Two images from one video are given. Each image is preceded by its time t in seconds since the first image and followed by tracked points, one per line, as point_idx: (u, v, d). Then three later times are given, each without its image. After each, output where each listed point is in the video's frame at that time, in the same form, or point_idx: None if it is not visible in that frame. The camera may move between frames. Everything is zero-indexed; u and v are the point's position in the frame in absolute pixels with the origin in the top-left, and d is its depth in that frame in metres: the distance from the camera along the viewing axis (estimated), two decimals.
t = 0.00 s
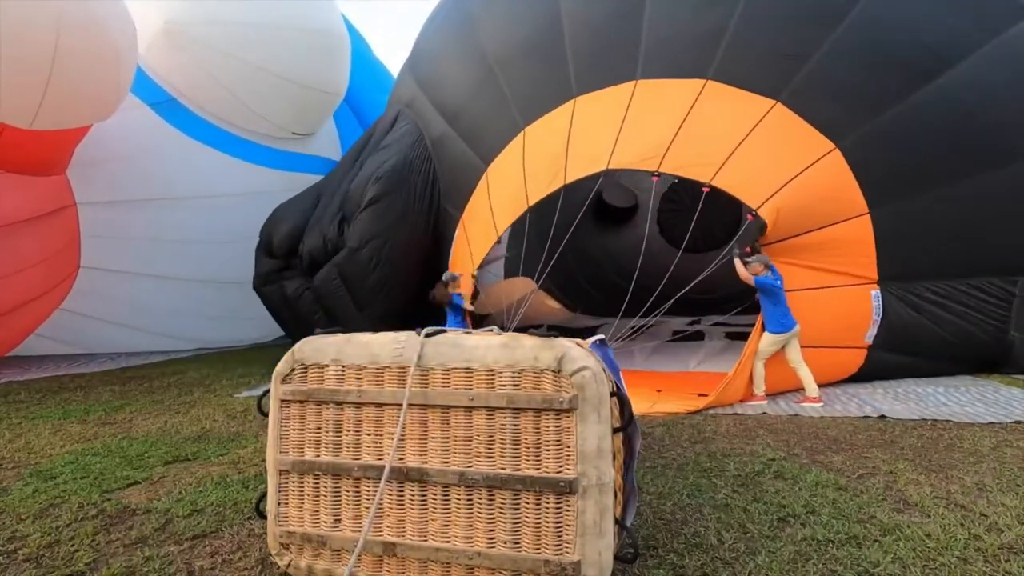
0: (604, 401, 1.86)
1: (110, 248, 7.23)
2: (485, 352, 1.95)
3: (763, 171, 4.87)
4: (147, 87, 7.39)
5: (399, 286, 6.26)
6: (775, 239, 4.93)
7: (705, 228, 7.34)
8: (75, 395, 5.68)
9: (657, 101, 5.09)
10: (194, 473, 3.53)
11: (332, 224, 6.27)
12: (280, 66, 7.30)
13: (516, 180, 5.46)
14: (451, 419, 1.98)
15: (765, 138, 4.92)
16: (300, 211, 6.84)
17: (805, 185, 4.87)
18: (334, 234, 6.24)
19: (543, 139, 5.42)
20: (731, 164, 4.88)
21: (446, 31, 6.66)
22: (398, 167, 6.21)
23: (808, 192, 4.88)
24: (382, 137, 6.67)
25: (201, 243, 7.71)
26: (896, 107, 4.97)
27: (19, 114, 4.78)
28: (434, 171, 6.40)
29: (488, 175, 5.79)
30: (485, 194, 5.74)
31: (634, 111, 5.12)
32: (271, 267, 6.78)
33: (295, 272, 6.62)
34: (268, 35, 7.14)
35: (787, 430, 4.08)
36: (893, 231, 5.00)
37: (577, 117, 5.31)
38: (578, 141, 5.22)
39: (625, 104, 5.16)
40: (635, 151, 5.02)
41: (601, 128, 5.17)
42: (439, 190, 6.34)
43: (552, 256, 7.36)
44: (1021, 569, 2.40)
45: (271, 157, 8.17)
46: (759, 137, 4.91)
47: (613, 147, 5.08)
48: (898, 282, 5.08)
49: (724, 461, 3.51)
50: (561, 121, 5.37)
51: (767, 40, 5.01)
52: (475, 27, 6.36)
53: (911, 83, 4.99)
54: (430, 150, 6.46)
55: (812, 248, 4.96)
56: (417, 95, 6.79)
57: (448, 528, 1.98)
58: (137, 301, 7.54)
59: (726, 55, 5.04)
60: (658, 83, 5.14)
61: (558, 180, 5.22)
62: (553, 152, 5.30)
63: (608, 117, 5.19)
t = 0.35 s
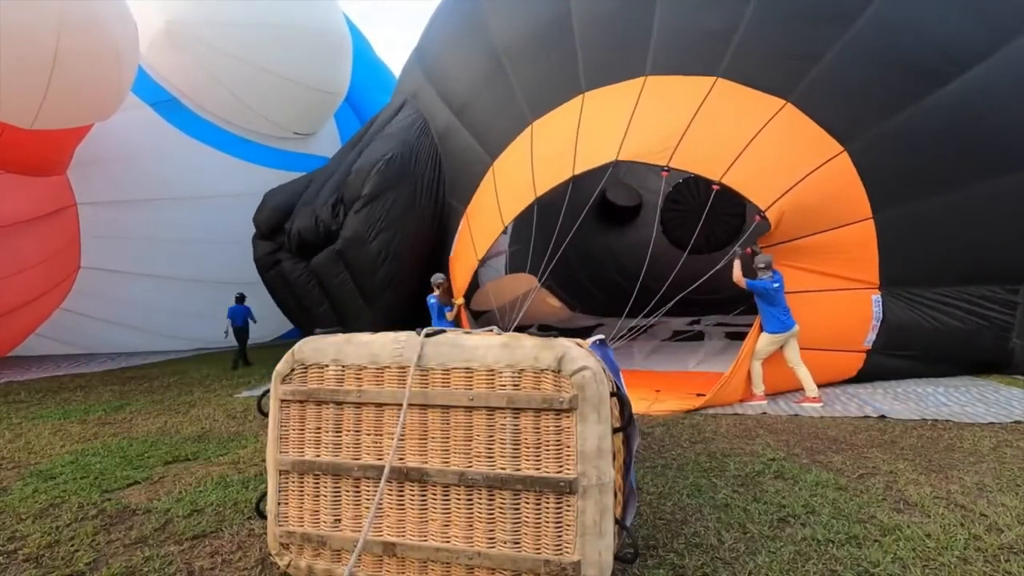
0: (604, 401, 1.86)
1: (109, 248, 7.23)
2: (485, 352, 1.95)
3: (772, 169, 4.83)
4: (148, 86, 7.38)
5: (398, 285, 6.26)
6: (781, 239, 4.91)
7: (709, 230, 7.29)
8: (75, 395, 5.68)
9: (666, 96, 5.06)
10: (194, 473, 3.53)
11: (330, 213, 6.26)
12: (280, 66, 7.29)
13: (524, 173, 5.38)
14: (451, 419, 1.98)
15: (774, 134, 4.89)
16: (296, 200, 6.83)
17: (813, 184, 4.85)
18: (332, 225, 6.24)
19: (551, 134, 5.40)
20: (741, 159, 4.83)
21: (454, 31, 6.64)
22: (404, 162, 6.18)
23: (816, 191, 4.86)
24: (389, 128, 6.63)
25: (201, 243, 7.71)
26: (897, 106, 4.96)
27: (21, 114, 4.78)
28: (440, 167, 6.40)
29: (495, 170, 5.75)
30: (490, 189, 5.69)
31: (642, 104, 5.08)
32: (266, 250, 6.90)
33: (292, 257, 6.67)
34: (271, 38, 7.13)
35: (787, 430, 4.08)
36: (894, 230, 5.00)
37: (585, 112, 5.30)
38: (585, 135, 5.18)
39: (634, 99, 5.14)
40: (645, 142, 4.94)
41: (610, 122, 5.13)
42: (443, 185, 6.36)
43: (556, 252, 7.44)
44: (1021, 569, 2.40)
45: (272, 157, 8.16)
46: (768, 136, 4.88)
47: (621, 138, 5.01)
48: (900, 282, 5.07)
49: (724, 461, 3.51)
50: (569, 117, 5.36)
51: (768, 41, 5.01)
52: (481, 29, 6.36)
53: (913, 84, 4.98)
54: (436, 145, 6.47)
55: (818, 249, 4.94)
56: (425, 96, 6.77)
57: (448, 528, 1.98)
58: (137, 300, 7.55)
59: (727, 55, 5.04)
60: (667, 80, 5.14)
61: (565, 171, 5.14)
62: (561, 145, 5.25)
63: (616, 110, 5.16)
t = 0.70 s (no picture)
0: (604, 401, 1.86)
1: (109, 248, 7.23)
2: (485, 352, 1.95)
3: (775, 172, 4.84)
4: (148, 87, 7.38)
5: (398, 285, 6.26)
6: (779, 242, 4.95)
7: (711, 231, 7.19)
8: (75, 395, 5.68)
9: (671, 97, 5.06)
10: (194, 473, 3.53)
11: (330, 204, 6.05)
12: (280, 66, 7.30)
13: (527, 175, 5.38)
14: (451, 418, 1.98)
15: (778, 135, 4.90)
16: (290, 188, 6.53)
17: (815, 186, 4.86)
18: (332, 217, 6.04)
19: (554, 134, 5.40)
20: (746, 160, 4.84)
21: (458, 31, 6.62)
22: (409, 161, 6.14)
23: (818, 194, 4.87)
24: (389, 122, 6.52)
25: (200, 243, 7.70)
26: (898, 107, 4.96)
27: (21, 115, 4.78)
28: (442, 165, 6.40)
29: (498, 170, 5.75)
30: (493, 189, 5.69)
31: (647, 105, 5.08)
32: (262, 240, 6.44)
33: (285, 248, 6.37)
34: (272, 38, 7.15)
35: (787, 430, 4.08)
36: (894, 231, 5.01)
37: (588, 112, 5.29)
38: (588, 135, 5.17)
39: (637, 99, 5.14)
40: (650, 142, 4.94)
41: (614, 121, 5.12)
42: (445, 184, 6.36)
43: (557, 252, 7.45)
44: (1021, 569, 2.40)
45: (272, 158, 8.15)
46: (772, 138, 4.88)
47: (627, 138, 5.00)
48: (899, 282, 5.07)
49: (724, 461, 3.51)
50: (573, 117, 5.36)
51: (768, 42, 5.02)
52: (483, 30, 6.37)
53: (913, 85, 4.99)
54: (438, 144, 6.44)
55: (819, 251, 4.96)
56: (428, 94, 6.74)
57: (448, 528, 1.98)
58: (137, 301, 7.55)
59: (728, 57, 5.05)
60: (671, 79, 5.14)
61: (570, 171, 5.12)
62: (565, 146, 5.25)
63: (621, 110, 5.16)
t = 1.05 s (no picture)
0: (604, 401, 1.86)
1: (109, 248, 7.23)
2: (485, 352, 1.95)
3: (780, 171, 4.84)
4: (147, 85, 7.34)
5: (398, 285, 6.27)
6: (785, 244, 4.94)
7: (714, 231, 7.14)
8: (75, 395, 5.68)
9: (677, 90, 5.06)
10: (194, 473, 3.53)
11: (328, 185, 6.00)
12: (280, 66, 7.39)
13: (530, 167, 5.39)
14: (451, 418, 1.98)
15: (783, 132, 4.89)
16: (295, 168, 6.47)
17: (818, 187, 4.87)
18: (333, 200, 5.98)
19: (558, 126, 5.40)
20: (750, 159, 4.84)
21: (464, 29, 6.61)
22: (413, 152, 6.07)
23: (821, 193, 4.88)
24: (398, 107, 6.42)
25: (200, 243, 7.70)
26: (898, 107, 4.96)
27: (21, 116, 4.78)
28: (447, 159, 6.34)
29: (502, 160, 5.76)
30: (497, 180, 5.69)
31: (652, 99, 5.07)
32: (261, 221, 6.50)
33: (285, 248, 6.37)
34: (272, 39, 7.25)
35: (787, 430, 4.08)
36: (894, 232, 5.01)
37: (594, 105, 5.29)
38: (592, 128, 5.17)
39: (643, 93, 5.13)
40: (654, 133, 4.94)
41: (619, 114, 5.12)
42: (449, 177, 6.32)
43: (556, 252, 7.46)
44: (1021, 569, 2.40)
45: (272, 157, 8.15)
46: (778, 135, 4.88)
47: (631, 130, 5.00)
48: (900, 283, 5.06)
49: (724, 461, 3.51)
50: (577, 110, 5.35)
51: (768, 42, 5.03)
52: (486, 31, 6.37)
53: (913, 85, 4.99)
54: (443, 136, 6.38)
55: (820, 251, 4.96)
56: (434, 91, 6.72)
57: (448, 528, 1.98)
58: (137, 301, 7.54)
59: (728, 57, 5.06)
60: (678, 74, 5.13)
61: (571, 163, 5.12)
62: (569, 136, 5.25)
63: (627, 103, 5.15)
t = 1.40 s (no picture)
0: (604, 401, 1.86)
1: (109, 248, 7.24)
2: (485, 352, 1.95)
3: (787, 172, 4.84)
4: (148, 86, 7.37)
5: (398, 285, 6.27)
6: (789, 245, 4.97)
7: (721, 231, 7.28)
8: (76, 395, 5.68)
9: (685, 90, 5.05)
10: (194, 473, 3.53)
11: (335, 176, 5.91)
12: (281, 67, 7.34)
13: (536, 168, 5.39)
14: (451, 418, 1.98)
15: (791, 133, 4.90)
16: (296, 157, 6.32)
17: (826, 188, 4.88)
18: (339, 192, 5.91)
19: (566, 126, 5.39)
20: (757, 160, 4.85)
21: (471, 29, 6.59)
22: (421, 150, 6.07)
23: (828, 195, 4.89)
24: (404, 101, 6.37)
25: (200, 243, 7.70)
26: (898, 108, 4.96)
27: (20, 115, 4.77)
28: (451, 158, 6.37)
29: (509, 158, 5.75)
30: (503, 180, 5.69)
31: (661, 99, 5.07)
32: (259, 208, 6.43)
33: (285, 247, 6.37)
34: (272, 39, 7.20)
35: (787, 430, 4.08)
36: (894, 232, 5.00)
37: (601, 105, 5.28)
38: (600, 129, 5.17)
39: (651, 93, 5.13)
40: (663, 136, 4.94)
41: (627, 114, 5.11)
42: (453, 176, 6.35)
43: (562, 251, 7.42)
44: (1021, 569, 2.40)
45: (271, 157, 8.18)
46: (785, 136, 4.89)
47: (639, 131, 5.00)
48: (902, 283, 5.06)
49: (724, 461, 3.51)
50: (585, 110, 5.35)
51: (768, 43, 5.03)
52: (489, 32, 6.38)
53: (913, 86, 4.98)
54: (448, 135, 6.40)
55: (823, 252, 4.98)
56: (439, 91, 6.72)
57: (448, 528, 1.98)
58: (137, 300, 7.55)
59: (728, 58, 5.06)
60: (687, 74, 5.12)
61: (578, 164, 5.13)
62: (576, 138, 5.25)
63: (635, 103, 5.14)
